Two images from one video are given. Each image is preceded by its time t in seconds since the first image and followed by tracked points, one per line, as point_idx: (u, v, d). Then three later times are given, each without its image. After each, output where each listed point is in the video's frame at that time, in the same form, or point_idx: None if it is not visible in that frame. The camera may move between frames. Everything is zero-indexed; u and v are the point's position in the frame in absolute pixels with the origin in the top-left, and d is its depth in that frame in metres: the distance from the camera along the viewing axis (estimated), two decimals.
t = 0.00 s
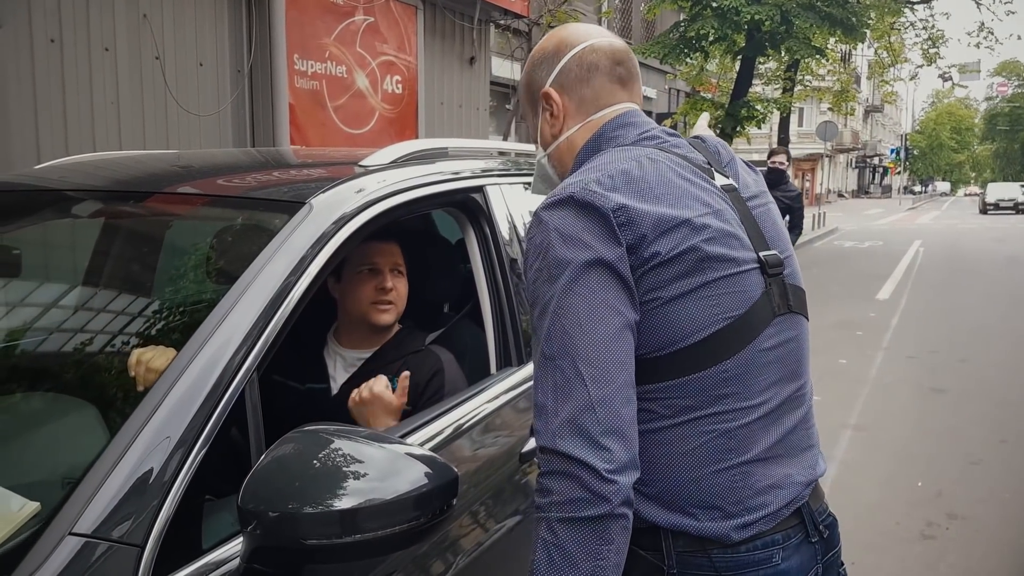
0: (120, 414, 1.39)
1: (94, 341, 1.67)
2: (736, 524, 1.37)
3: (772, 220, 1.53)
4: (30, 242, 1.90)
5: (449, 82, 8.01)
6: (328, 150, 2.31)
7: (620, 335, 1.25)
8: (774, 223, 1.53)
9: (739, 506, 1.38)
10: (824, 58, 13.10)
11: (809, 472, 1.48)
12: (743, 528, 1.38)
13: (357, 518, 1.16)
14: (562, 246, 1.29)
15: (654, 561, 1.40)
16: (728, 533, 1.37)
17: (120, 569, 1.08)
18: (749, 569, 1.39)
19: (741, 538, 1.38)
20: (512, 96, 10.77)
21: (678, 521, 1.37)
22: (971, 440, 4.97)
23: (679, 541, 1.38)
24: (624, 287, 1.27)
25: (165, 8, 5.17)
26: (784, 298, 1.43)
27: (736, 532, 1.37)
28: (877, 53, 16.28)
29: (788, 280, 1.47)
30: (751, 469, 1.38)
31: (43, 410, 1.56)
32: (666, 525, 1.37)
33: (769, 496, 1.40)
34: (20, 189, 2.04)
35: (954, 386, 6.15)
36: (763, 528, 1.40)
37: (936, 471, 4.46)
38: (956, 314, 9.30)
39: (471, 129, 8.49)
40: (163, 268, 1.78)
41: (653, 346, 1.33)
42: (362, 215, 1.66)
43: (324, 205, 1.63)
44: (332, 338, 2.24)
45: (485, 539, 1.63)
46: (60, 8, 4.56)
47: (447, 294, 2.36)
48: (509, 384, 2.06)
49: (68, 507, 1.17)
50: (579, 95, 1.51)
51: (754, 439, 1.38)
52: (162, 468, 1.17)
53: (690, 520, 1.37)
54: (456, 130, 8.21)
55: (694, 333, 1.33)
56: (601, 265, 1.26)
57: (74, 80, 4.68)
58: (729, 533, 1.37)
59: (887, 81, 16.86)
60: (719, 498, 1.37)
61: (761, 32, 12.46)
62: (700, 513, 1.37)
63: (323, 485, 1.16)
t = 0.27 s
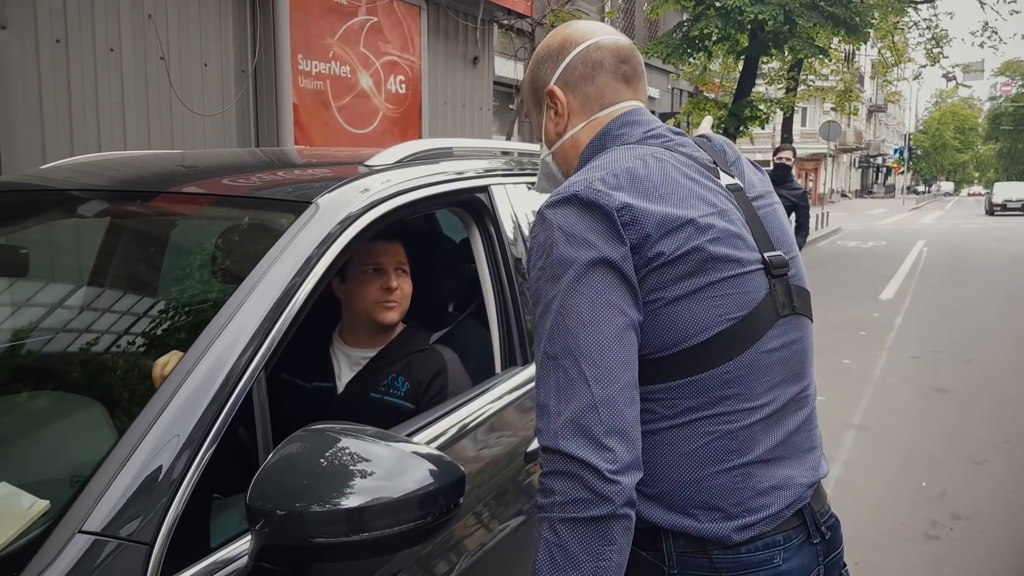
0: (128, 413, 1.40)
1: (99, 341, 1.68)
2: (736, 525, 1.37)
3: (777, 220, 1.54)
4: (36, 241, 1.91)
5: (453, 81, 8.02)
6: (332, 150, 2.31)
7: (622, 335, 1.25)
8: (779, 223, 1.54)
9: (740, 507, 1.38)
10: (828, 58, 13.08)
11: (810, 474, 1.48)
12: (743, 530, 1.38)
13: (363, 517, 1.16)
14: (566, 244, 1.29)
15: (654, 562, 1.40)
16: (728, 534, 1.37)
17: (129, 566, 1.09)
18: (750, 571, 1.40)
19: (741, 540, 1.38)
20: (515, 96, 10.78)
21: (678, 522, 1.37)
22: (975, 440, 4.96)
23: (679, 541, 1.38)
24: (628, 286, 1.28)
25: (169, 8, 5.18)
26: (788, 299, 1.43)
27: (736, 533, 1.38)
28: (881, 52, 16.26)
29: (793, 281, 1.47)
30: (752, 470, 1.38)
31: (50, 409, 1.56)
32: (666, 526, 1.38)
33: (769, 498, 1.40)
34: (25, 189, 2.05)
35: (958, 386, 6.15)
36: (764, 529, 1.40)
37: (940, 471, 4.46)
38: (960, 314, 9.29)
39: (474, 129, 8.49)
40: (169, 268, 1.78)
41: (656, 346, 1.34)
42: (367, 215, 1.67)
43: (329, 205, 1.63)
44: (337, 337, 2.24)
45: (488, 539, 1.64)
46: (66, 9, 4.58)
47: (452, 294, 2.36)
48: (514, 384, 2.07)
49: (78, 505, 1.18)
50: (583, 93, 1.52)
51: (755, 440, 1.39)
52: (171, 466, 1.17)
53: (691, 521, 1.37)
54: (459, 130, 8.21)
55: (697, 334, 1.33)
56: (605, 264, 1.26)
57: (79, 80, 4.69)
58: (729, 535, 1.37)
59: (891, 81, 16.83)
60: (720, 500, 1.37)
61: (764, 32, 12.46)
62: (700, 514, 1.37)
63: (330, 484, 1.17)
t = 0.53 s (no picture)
0: (138, 412, 1.41)
1: (108, 342, 1.70)
2: (742, 526, 1.38)
3: (785, 220, 1.55)
4: (44, 242, 1.92)
5: (457, 82, 8.03)
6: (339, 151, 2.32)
7: (630, 335, 1.26)
8: (787, 224, 1.55)
9: (745, 508, 1.39)
10: (833, 57, 13.06)
11: (815, 476, 1.49)
12: (749, 531, 1.39)
13: (373, 516, 1.17)
14: (575, 244, 1.30)
15: (660, 562, 1.41)
16: (734, 536, 1.38)
17: (142, 564, 1.10)
18: (755, 572, 1.40)
19: (746, 541, 1.39)
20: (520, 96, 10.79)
21: (683, 522, 1.38)
22: (980, 440, 4.96)
23: (685, 542, 1.39)
24: (636, 286, 1.29)
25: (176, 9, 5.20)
26: (795, 301, 1.44)
27: (741, 534, 1.38)
28: (886, 52, 16.22)
29: (800, 283, 1.47)
30: (758, 472, 1.39)
31: (61, 409, 1.58)
32: (672, 526, 1.39)
33: (775, 499, 1.41)
34: (34, 190, 2.07)
35: (963, 387, 6.14)
36: (769, 530, 1.41)
37: (945, 471, 4.46)
38: (965, 314, 9.27)
39: (478, 129, 8.51)
40: (177, 269, 1.80)
41: (663, 347, 1.35)
42: (375, 216, 1.68)
43: (338, 206, 1.65)
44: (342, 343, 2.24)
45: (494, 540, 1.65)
46: (73, 11, 4.60)
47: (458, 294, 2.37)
48: (521, 384, 2.08)
49: (92, 503, 1.19)
50: (592, 93, 1.53)
51: (762, 441, 1.39)
52: (183, 464, 1.19)
53: (696, 522, 1.38)
54: (464, 130, 8.23)
55: (704, 335, 1.34)
56: (613, 263, 1.27)
57: (87, 82, 4.72)
58: (735, 536, 1.38)
59: (896, 81, 16.80)
60: (725, 501, 1.38)
61: (769, 31, 12.45)
62: (706, 515, 1.38)
63: (340, 482, 1.18)
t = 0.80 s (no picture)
0: (142, 410, 1.42)
1: (112, 340, 1.70)
2: (742, 525, 1.38)
3: (787, 220, 1.54)
4: (48, 242, 1.93)
5: (461, 81, 8.04)
6: (342, 151, 2.33)
7: (631, 334, 1.26)
8: (790, 223, 1.54)
9: (746, 508, 1.39)
10: (838, 56, 13.03)
11: (816, 475, 1.49)
12: (749, 530, 1.39)
13: (375, 514, 1.18)
14: (577, 242, 1.30)
15: (661, 561, 1.41)
16: (734, 535, 1.38)
17: (145, 561, 1.11)
18: (755, 571, 1.41)
19: (747, 540, 1.39)
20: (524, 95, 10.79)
21: (684, 521, 1.38)
22: (985, 440, 4.95)
23: (685, 541, 1.39)
24: (637, 285, 1.29)
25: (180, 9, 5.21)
26: (797, 300, 1.44)
27: (742, 534, 1.39)
28: (892, 51, 16.18)
29: (802, 282, 1.48)
30: (759, 471, 1.39)
31: (65, 407, 1.58)
32: (672, 525, 1.39)
33: (776, 499, 1.41)
34: (39, 190, 2.08)
35: (968, 386, 6.13)
36: (769, 529, 1.41)
37: (949, 471, 4.45)
38: (971, 313, 9.25)
39: (482, 129, 8.51)
40: (180, 268, 1.80)
41: (665, 346, 1.35)
42: (377, 215, 1.68)
43: (341, 206, 1.65)
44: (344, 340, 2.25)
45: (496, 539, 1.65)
46: (78, 11, 4.61)
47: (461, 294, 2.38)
48: (523, 383, 2.08)
49: (95, 501, 1.20)
50: (595, 91, 1.53)
51: (763, 441, 1.40)
52: (186, 462, 1.19)
53: (697, 521, 1.38)
54: (468, 129, 8.23)
55: (706, 334, 1.34)
56: (615, 262, 1.27)
57: (92, 82, 4.73)
58: (735, 535, 1.38)
59: (901, 80, 16.76)
60: (726, 500, 1.38)
61: (773, 31, 12.44)
62: (706, 514, 1.38)
63: (342, 480, 1.18)
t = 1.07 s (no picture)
0: (149, 409, 1.42)
1: (119, 340, 1.71)
2: (747, 525, 1.39)
3: (793, 220, 1.54)
4: (55, 242, 1.94)
5: (466, 81, 8.04)
6: (347, 150, 2.34)
7: (636, 333, 1.27)
8: (796, 223, 1.55)
9: (751, 507, 1.39)
10: (842, 55, 13.01)
11: (822, 475, 1.49)
12: (754, 529, 1.39)
13: (381, 512, 1.18)
14: (582, 241, 1.30)
15: (666, 559, 1.42)
16: (740, 534, 1.38)
17: (153, 559, 1.11)
18: (760, 570, 1.41)
19: (752, 539, 1.39)
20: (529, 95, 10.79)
21: (689, 520, 1.38)
22: (990, 440, 4.94)
23: (690, 540, 1.39)
24: (643, 284, 1.29)
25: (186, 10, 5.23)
26: (802, 300, 1.44)
27: (747, 533, 1.39)
28: (897, 50, 16.14)
29: (808, 282, 1.48)
30: (764, 471, 1.40)
31: (72, 406, 1.59)
32: (677, 524, 1.39)
33: (781, 498, 1.41)
34: (46, 190, 2.09)
35: (974, 386, 6.11)
36: (774, 528, 1.41)
37: (955, 472, 4.44)
38: (976, 313, 9.23)
39: (487, 129, 8.52)
40: (187, 267, 1.81)
41: (670, 345, 1.35)
42: (383, 215, 1.69)
43: (347, 205, 1.66)
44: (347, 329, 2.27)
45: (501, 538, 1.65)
46: (85, 12, 4.63)
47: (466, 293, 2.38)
48: (528, 382, 2.08)
49: (104, 499, 1.21)
50: (602, 91, 1.53)
51: (768, 440, 1.40)
52: (193, 460, 1.20)
53: (702, 520, 1.38)
54: (472, 129, 8.24)
55: (711, 333, 1.34)
56: (620, 261, 1.28)
57: (98, 82, 4.75)
58: (740, 534, 1.38)
59: (906, 79, 16.72)
60: (731, 499, 1.38)
61: (778, 30, 12.43)
62: (711, 513, 1.38)
63: (348, 478, 1.19)
